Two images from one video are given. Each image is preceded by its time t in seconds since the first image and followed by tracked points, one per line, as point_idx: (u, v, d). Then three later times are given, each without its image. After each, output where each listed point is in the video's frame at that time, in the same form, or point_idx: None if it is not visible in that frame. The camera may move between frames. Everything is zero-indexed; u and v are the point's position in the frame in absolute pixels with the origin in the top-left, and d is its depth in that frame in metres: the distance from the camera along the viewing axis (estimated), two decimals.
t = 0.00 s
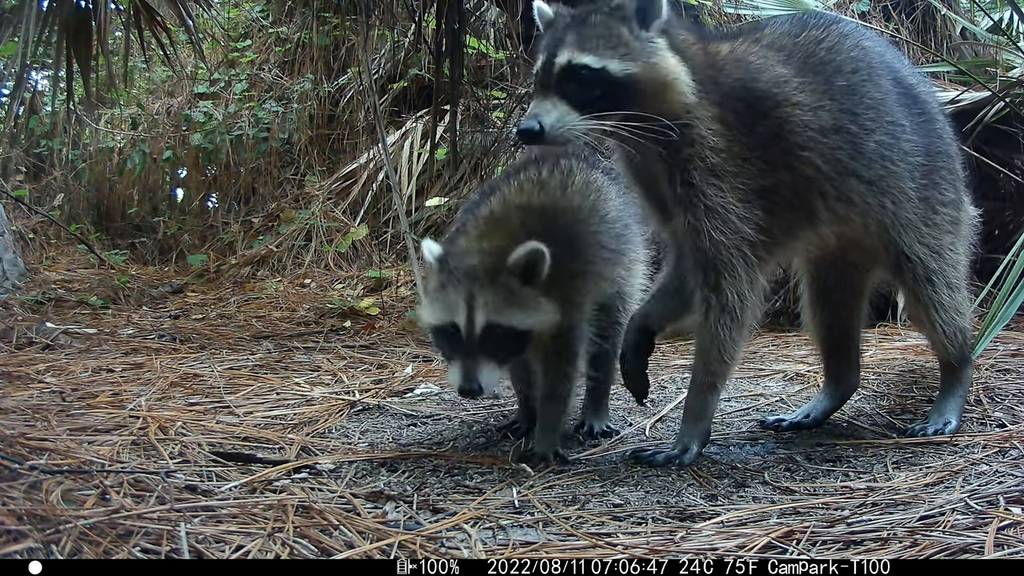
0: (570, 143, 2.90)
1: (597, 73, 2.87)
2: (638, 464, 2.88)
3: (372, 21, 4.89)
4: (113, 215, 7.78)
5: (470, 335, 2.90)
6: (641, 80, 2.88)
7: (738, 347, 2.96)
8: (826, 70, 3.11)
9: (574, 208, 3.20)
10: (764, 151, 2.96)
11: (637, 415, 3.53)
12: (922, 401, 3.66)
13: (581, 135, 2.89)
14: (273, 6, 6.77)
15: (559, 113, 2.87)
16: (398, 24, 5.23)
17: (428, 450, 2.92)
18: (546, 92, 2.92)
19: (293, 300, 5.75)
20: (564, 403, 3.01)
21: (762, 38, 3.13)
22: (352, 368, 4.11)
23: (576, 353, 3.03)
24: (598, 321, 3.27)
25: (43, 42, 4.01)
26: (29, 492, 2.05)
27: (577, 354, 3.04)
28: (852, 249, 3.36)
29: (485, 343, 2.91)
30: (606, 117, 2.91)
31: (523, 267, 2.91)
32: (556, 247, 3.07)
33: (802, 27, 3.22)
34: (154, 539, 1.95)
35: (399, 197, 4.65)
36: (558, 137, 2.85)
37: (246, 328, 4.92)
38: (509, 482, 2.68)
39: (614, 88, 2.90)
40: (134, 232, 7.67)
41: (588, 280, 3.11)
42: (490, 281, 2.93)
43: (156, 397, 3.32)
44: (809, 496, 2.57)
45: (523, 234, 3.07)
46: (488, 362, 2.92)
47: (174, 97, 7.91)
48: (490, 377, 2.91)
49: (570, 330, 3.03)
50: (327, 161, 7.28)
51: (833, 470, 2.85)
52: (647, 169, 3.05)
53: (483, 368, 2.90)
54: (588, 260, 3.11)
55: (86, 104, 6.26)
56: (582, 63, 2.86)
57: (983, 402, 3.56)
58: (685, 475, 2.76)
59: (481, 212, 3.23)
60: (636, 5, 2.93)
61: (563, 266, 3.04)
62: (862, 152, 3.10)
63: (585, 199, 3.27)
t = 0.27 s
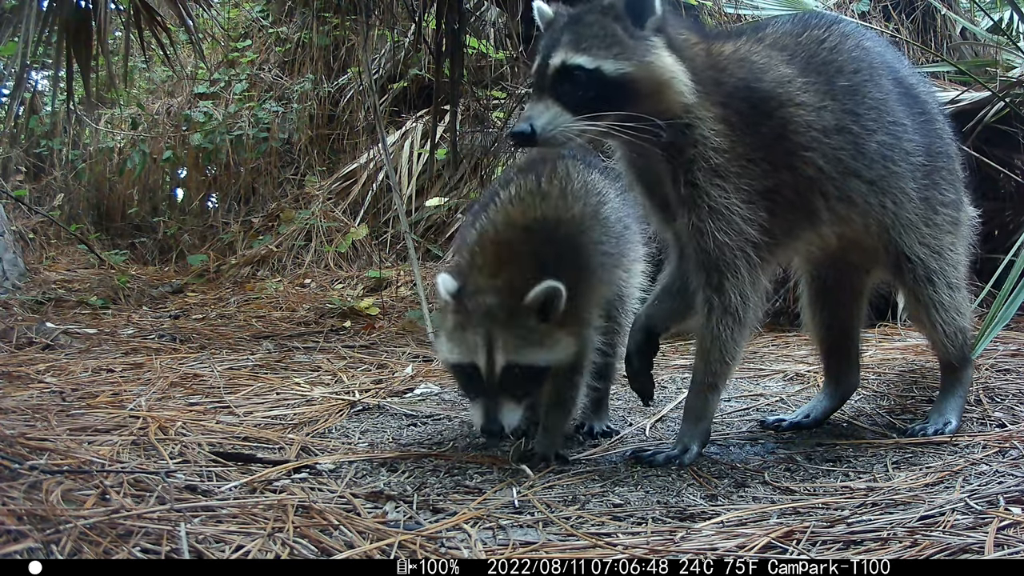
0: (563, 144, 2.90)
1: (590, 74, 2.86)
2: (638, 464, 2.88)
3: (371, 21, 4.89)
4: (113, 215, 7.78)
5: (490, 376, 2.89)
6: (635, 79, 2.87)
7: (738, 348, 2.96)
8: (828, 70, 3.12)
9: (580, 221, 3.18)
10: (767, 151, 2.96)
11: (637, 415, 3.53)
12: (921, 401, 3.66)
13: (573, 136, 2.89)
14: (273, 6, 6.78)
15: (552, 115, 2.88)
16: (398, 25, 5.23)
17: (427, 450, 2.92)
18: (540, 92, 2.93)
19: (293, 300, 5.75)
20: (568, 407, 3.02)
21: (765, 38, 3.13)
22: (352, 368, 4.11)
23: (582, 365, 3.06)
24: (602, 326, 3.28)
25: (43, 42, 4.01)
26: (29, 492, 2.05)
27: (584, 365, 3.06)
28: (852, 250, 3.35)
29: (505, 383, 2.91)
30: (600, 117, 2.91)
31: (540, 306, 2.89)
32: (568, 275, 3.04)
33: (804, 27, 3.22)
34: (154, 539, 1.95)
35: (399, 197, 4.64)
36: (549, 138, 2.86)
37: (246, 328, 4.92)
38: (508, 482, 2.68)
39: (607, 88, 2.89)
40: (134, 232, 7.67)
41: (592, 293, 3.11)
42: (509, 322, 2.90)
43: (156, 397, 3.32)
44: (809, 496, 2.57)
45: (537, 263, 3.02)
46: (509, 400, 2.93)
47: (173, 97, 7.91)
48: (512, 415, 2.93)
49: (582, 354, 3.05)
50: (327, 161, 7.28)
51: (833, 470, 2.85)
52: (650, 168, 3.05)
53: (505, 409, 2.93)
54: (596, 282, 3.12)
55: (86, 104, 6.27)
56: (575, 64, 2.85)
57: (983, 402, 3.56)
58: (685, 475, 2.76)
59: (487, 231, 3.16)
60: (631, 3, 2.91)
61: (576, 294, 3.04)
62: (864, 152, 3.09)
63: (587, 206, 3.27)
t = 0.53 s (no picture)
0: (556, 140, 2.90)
1: (584, 70, 2.85)
2: (638, 464, 2.88)
3: (371, 21, 4.89)
4: (113, 215, 7.79)
5: (500, 396, 2.88)
6: (629, 76, 2.87)
7: (739, 349, 2.97)
8: (832, 71, 3.12)
9: (581, 232, 3.19)
10: (771, 152, 2.96)
11: (637, 415, 3.53)
12: (921, 401, 3.66)
13: (566, 132, 2.89)
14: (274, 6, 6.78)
15: (545, 111, 2.88)
16: (398, 25, 5.23)
17: (427, 450, 2.92)
18: (535, 88, 2.93)
19: (293, 300, 5.75)
20: (569, 411, 3.01)
21: (769, 37, 3.13)
22: (352, 368, 4.11)
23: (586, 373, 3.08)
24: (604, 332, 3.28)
25: (43, 42, 4.01)
26: (29, 492, 2.05)
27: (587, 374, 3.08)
28: (854, 252, 3.35)
29: (515, 404, 2.91)
30: (594, 113, 2.90)
31: (547, 326, 2.89)
32: (573, 290, 3.05)
33: (808, 28, 3.22)
34: (154, 539, 1.95)
35: (399, 197, 4.64)
36: (541, 134, 2.86)
37: (246, 328, 4.92)
38: (508, 482, 2.68)
39: (602, 85, 2.89)
40: (134, 232, 7.67)
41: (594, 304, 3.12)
42: (517, 342, 2.90)
43: (156, 397, 3.32)
44: (809, 496, 2.57)
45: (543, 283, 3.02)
46: (518, 419, 2.91)
47: (174, 97, 7.91)
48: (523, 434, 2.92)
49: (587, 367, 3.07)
50: (327, 161, 7.28)
51: (833, 470, 2.85)
52: (654, 168, 3.05)
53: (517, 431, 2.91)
54: (597, 294, 3.15)
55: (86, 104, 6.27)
56: (568, 62, 2.85)
57: (983, 402, 3.56)
58: (685, 475, 2.76)
59: (489, 247, 3.15)
60: None
61: (581, 310, 3.06)
62: (867, 153, 3.09)
63: (584, 214, 3.29)
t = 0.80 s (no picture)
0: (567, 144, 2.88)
1: (596, 73, 2.81)
2: (638, 465, 2.88)
3: (371, 22, 4.89)
4: (113, 215, 7.79)
5: (501, 390, 2.88)
6: (641, 79, 2.84)
7: (742, 350, 2.97)
8: (836, 73, 3.12)
9: (581, 232, 3.19)
10: (776, 154, 2.96)
11: (637, 415, 3.53)
12: (922, 401, 3.66)
13: (578, 136, 2.87)
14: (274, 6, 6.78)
15: (556, 114, 2.85)
16: (398, 25, 5.23)
17: (428, 450, 2.92)
18: (544, 90, 2.90)
19: (293, 300, 5.75)
20: (569, 410, 3.01)
21: (774, 38, 3.12)
22: (352, 367, 4.11)
23: (586, 371, 3.08)
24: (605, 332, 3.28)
25: (43, 42, 4.01)
26: (29, 492, 2.05)
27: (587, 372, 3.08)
28: (854, 253, 3.35)
29: (518, 399, 2.90)
30: (605, 116, 2.88)
31: (548, 320, 2.89)
32: (574, 288, 3.05)
33: (810, 28, 3.21)
34: (154, 539, 1.95)
35: (399, 197, 4.64)
36: (552, 139, 2.83)
37: (246, 328, 4.92)
38: (509, 482, 2.68)
39: (613, 88, 2.85)
40: (134, 232, 7.68)
41: (594, 303, 3.12)
42: (517, 336, 2.90)
43: (156, 397, 3.32)
44: (809, 496, 2.57)
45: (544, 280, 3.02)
46: (519, 414, 2.91)
47: (174, 97, 7.91)
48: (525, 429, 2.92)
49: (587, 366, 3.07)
50: (327, 161, 7.27)
51: (833, 470, 2.85)
52: (657, 169, 3.04)
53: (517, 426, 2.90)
54: (598, 293, 3.15)
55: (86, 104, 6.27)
56: (579, 64, 2.81)
57: (984, 402, 3.56)
58: (685, 475, 2.76)
59: (490, 246, 3.15)
60: None
61: (582, 307, 3.05)
62: (870, 154, 3.09)
63: (584, 213, 3.29)
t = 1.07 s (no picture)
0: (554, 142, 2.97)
1: (583, 72, 2.88)
2: (638, 465, 2.87)
3: (371, 22, 4.89)
4: (113, 215, 7.79)
5: (494, 382, 2.88)
6: (628, 80, 2.89)
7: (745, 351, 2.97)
8: (843, 76, 3.11)
9: (585, 232, 3.20)
10: (783, 156, 2.95)
11: (637, 415, 3.53)
12: (922, 401, 3.65)
13: (565, 135, 2.95)
14: (274, 6, 6.78)
15: (544, 114, 2.95)
16: (398, 24, 5.23)
17: (428, 450, 2.92)
18: (537, 90, 3.01)
19: (293, 300, 5.75)
20: (569, 410, 3.00)
21: (782, 40, 3.11)
22: (352, 368, 4.11)
23: (585, 370, 3.07)
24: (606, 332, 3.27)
25: (43, 42, 4.00)
26: (29, 492, 2.05)
27: (586, 370, 3.07)
28: (858, 255, 3.35)
29: (511, 392, 2.90)
30: (594, 116, 2.94)
31: (544, 313, 2.90)
32: (574, 285, 3.05)
33: (818, 31, 3.21)
34: (154, 539, 1.95)
35: (399, 198, 4.64)
36: (538, 137, 2.94)
37: (246, 328, 4.92)
38: (508, 482, 2.68)
39: (602, 87, 2.91)
40: (134, 232, 7.67)
41: (596, 303, 3.12)
42: (512, 328, 2.91)
43: (156, 397, 3.32)
44: (809, 496, 2.57)
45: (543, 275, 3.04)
46: (511, 407, 2.90)
47: (174, 97, 7.91)
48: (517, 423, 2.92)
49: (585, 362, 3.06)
50: (327, 161, 7.27)
51: (833, 470, 2.85)
52: (665, 170, 3.04)
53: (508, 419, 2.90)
54: (600, 293, 3.15)
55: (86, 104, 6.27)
56: (567, 64, 2.89)
57: (983, 402, 3.56)
58: (685, 475, 2.76)
59: (491, 243, 3.17)
60: None
61: (581, 304, 3.05)
62: (876, 157, 3.09)
63: (587, 212, 3.29)
